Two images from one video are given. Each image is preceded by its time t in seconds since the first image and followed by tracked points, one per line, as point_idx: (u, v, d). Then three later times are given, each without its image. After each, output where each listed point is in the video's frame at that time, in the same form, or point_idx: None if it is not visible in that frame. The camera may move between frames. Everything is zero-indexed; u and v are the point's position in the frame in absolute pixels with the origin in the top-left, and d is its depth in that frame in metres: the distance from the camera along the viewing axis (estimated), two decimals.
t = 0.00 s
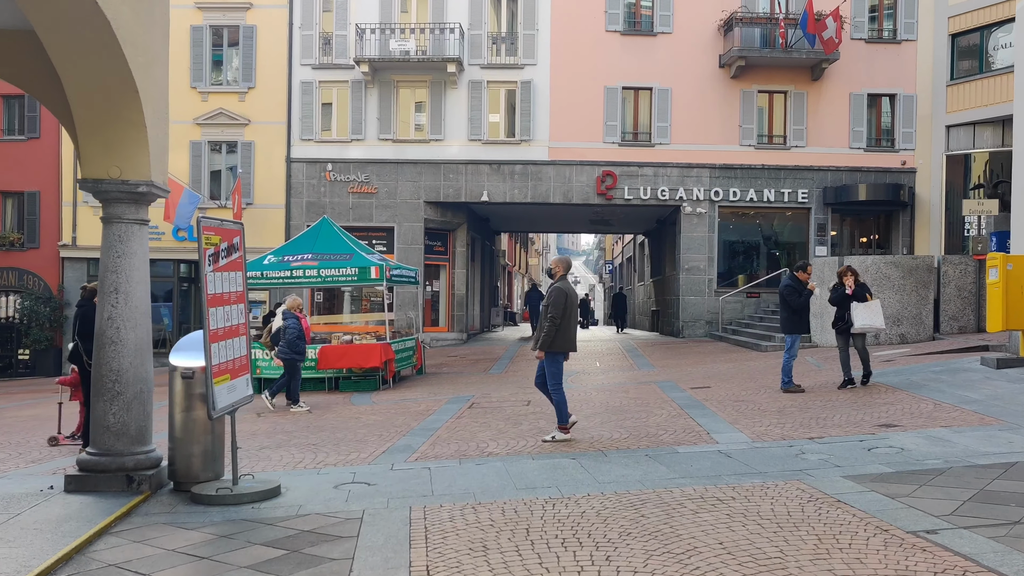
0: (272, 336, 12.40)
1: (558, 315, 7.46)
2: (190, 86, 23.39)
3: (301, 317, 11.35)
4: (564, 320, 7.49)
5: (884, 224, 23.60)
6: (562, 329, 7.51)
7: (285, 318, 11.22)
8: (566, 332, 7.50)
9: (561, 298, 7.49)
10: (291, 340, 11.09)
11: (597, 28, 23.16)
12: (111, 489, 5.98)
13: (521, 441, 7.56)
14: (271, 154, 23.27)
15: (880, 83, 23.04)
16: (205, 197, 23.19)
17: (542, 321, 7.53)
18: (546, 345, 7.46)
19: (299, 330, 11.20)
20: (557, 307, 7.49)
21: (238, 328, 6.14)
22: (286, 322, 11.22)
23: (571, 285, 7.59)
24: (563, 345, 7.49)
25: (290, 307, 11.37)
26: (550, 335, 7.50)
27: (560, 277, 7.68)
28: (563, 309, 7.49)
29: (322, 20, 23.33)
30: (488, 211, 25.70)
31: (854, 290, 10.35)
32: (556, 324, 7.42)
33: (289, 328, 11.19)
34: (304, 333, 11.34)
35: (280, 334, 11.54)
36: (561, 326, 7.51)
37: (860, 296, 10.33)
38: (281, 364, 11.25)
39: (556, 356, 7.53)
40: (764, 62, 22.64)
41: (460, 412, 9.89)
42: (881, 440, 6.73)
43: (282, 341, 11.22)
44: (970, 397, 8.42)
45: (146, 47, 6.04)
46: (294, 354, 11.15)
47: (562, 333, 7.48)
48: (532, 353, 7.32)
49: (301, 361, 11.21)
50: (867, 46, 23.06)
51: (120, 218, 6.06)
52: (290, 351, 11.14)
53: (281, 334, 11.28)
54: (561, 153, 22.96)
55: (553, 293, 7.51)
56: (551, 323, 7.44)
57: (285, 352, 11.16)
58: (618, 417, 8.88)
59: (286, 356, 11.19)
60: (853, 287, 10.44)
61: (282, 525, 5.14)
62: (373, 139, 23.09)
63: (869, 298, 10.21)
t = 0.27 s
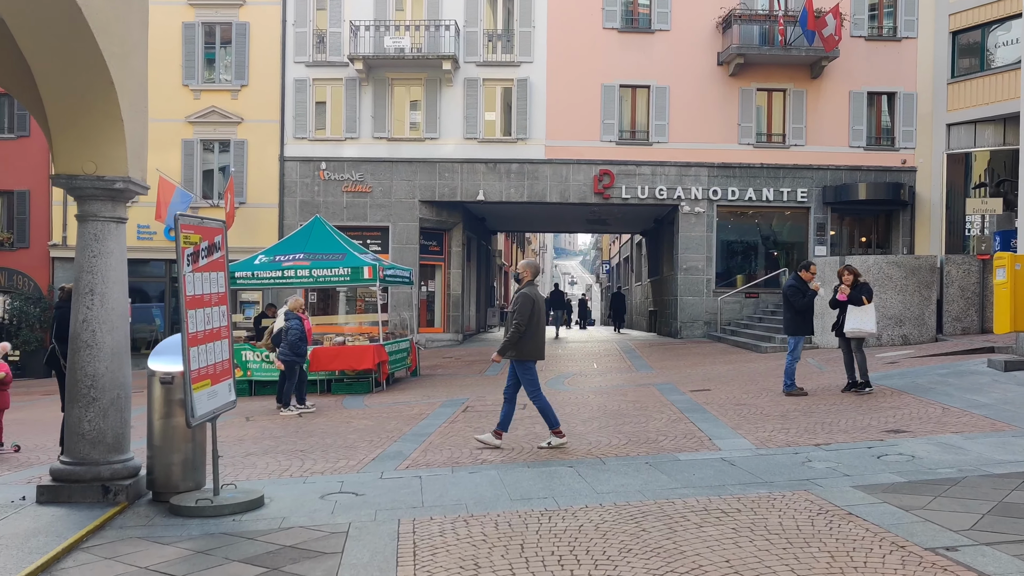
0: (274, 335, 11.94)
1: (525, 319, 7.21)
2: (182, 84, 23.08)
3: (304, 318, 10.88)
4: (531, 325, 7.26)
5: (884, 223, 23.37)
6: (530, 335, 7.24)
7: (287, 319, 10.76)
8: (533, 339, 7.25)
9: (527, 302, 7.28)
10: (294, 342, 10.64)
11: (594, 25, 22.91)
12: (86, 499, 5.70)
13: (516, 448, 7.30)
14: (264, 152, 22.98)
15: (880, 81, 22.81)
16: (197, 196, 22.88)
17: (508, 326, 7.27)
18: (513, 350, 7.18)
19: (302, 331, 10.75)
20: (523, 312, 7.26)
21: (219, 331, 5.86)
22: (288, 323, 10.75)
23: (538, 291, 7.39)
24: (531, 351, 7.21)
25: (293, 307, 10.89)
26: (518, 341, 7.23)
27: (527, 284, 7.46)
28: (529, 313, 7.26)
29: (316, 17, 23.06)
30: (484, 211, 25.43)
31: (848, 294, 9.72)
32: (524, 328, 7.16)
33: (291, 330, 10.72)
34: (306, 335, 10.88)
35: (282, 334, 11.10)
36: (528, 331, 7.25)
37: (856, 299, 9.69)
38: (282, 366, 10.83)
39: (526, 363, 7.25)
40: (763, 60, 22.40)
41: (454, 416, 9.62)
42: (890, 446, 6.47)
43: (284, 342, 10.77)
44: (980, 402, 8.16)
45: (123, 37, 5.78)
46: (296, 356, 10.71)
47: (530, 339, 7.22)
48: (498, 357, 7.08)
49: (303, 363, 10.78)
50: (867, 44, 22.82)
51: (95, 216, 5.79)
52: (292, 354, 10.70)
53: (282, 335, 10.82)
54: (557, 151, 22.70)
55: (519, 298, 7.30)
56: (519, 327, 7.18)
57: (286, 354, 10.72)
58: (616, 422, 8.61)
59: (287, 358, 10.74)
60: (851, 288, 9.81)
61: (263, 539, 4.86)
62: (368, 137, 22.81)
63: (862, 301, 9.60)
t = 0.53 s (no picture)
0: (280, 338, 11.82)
1: (495, 317, 7.03)
2: (175, 80, 22.77)
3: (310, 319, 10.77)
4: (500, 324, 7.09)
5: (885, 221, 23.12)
6: (498, 333, 7.07)
7: (292, 318, 10.64)
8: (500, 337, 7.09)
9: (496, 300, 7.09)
10: (298, 341, 10.50)
11: (592, 21, 22.65)
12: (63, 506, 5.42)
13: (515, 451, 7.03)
14: (259, 149, 22.70)
15: (882, 77, 22.56)
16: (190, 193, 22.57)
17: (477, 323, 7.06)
18: (484, 349, 6.97)
19: (307, 331, 10.62)
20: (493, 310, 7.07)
21: (203, 329, 5.59)
22: (294, 322, 10.63)
23: (506, 288, 7.22)
24: (499, 350, 7.04)
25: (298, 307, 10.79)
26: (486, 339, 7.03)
27: (493, 280, 7.27)
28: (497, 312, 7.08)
29: (311, 13, 22.79)
30: (482, 209, 25.16)
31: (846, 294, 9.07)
32: (494, 327, 6.98)
33: (297, 329, 10.60)
34: (312, 336, 10.75)
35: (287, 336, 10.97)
36: (496, 329, 7.08)
37: (856, 298, 8.99)
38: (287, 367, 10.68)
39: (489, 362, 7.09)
40: (764, 56, 22.14)
41: (451, 417, 9.35)
42: (903, 449, 6.21)
43: (289, 343, 10.64)
44: (993, 402, 7.91)
45: (103, 22, 5.53)
46: (301, 356, 10.56)
47: (498, 337, 7.04)
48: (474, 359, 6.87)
49: (307, 364, 10.63)
50: (868, 40, 22.57)
51: (73, 208, 5.51)
52: (296, 354, 10.56)
53: (287, 335, 10.69)
54: (556, 148, 22.44)
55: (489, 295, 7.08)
56: (490, 325, 6.98)
57: (291, 354, 10.57)
58: (617, 423, 8.34)
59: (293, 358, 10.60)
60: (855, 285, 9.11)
61: (248, 549, 4.59)
62: (363, 134, 22.54)
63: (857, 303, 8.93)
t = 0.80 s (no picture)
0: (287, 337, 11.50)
1: (462, 324, 6.76)
2: (169, 78, 22.48)
3: (319, 317, 10.47)
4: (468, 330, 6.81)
5: (887, 221, 22.89)
6: (465, 340, 6.80)
7: (301, 317, 10.34)
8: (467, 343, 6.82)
9: (462, 305, 6.80)
10: (309, 340, 10.21)
11: (592, 18, 22.40)
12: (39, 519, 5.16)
13: (513, 459, 6.78)
14: (254, 148, 22.43)
15: (884, 76, 22.30)
16: (185, 193, 22.29)
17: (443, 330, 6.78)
18: (452, 358, 6.70)
19: (317, 329, 10.33)
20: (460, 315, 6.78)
21: (187, 333, 5.33)
22: (303, 321, 10.32)
23: (472, 292, 6.94)
24: (467, 358, 6.78)
25: (307, 305, 10.49)
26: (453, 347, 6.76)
27: (459, 284, 6.98)
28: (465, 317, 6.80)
29: (307, 10, 22.52)
30: (480, 208, 24.91)
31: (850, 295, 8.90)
32: (461, 334, 6.71)
33: (306, 328, 10.30)
34: (322, 334, 10.46)
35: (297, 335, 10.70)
36: (464, 336, 6.81)
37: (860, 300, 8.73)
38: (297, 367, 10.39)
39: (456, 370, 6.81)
40: (765, 54, 21.90)
41: (448, 422, 9.10)
42: (918, 458, 5.96)
43: (298, 342, 10.34)
44: (1007, 408, 7.65)
45: (80, 10, 5.27)
46: (312, 355, 10.27)
47: (466, 344, 6.78)
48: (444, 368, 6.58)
49: (318, 364, 10.34)
50: (870, 38, 22.32)
51: (50, 208, 5.25)
52: (307, 353, 10.26)
53: (297, 334, 10.39)
54: (554, 147, 22.19)
55: (455, 300, 6.79)
56: (456, 333, 6.71)
57: (301, 354, 10.28)
58: (619, 430, 8.08)
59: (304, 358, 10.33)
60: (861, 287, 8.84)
61: (231, 567, 4.34)
62: (360, 132, 22.29)
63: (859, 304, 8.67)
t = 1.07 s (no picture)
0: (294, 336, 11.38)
1: (416, 323, 6.55)
2: (164, 74, 22.19)
3: (325, 314, 10.37)
4: (423, 330, 6.60)
5: (890, 219, 22.63)
6: (421, 339, 6.61)
7: (307, 314, 10.24)
8: (422, 344, 6.60)
9: (419, 304, 6.58)
10: (315, 336, 10.10)
11: (591, 13, 22.13)
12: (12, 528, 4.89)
13: (512, 463, 6.51)
14: (250, 145, 22.16)
15: (887, 72, 22.04)
16: (180, 190, 21.99)
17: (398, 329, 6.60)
18: (402, 358, 6.50)
19: (323, 326, 10.22)
20: (415, 315, 6.56)
21: (169, 331, 5.06)
22: (309, 317, 10.22)
23: (432, 290, 6.72)
24: (421, 359, 6.58)
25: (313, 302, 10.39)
26: (408, 346, 6.57)
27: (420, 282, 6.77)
28: (420, 317, 6.58)
29: (303, 5, 22.25)
30: (478, 206, 24.64)
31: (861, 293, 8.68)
32: (414, 335, 6.51)
33: (312, 324, 10.19)
34: (327, 331, 10.34)
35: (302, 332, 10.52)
36: (420, 335, 6.61)
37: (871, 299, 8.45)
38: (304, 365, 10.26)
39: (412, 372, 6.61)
40: (767, 50, 21.64)
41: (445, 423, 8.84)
42: (935, 462, 5.69)
43: (304, 339, 10.23)
44: None
45: None
46: (318, 352, 10.15)
47: (420, 345, 6.58)
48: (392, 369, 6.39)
49: (325, 361, 10.22)
50: (874, 33, 22.05)
51: (25, 198, 5.00)
52: (313, 350, 10.15)
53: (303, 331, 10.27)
54: (554, 144, 21.92)
55: (411, 298, 6.58)
56: (410, 333, 6.52)
57: (307, 351, 10.16)
58: (621, 432, 7.82)
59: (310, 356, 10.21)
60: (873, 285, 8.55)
61: None
62: (357, 129, 22.02)
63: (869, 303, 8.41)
